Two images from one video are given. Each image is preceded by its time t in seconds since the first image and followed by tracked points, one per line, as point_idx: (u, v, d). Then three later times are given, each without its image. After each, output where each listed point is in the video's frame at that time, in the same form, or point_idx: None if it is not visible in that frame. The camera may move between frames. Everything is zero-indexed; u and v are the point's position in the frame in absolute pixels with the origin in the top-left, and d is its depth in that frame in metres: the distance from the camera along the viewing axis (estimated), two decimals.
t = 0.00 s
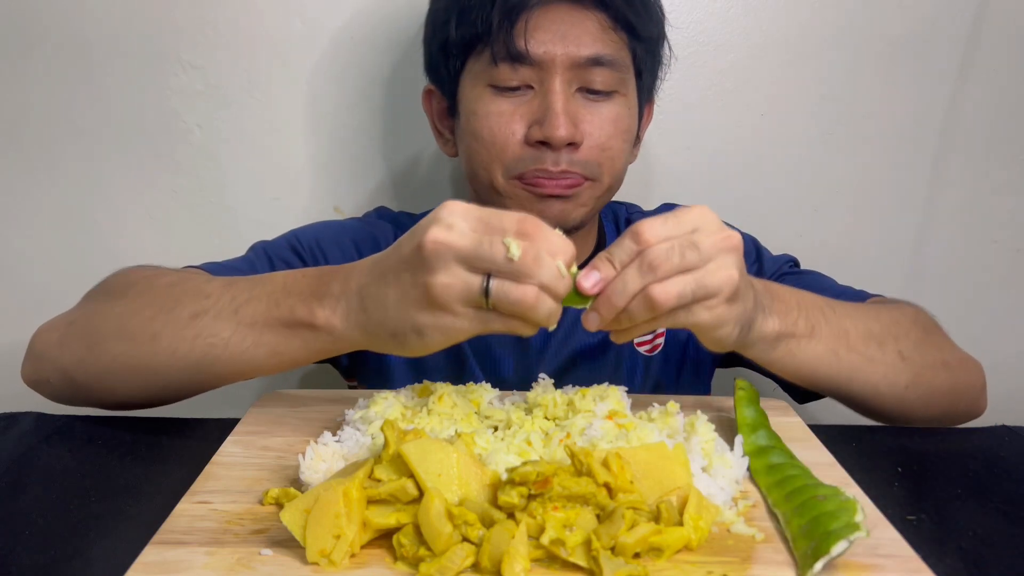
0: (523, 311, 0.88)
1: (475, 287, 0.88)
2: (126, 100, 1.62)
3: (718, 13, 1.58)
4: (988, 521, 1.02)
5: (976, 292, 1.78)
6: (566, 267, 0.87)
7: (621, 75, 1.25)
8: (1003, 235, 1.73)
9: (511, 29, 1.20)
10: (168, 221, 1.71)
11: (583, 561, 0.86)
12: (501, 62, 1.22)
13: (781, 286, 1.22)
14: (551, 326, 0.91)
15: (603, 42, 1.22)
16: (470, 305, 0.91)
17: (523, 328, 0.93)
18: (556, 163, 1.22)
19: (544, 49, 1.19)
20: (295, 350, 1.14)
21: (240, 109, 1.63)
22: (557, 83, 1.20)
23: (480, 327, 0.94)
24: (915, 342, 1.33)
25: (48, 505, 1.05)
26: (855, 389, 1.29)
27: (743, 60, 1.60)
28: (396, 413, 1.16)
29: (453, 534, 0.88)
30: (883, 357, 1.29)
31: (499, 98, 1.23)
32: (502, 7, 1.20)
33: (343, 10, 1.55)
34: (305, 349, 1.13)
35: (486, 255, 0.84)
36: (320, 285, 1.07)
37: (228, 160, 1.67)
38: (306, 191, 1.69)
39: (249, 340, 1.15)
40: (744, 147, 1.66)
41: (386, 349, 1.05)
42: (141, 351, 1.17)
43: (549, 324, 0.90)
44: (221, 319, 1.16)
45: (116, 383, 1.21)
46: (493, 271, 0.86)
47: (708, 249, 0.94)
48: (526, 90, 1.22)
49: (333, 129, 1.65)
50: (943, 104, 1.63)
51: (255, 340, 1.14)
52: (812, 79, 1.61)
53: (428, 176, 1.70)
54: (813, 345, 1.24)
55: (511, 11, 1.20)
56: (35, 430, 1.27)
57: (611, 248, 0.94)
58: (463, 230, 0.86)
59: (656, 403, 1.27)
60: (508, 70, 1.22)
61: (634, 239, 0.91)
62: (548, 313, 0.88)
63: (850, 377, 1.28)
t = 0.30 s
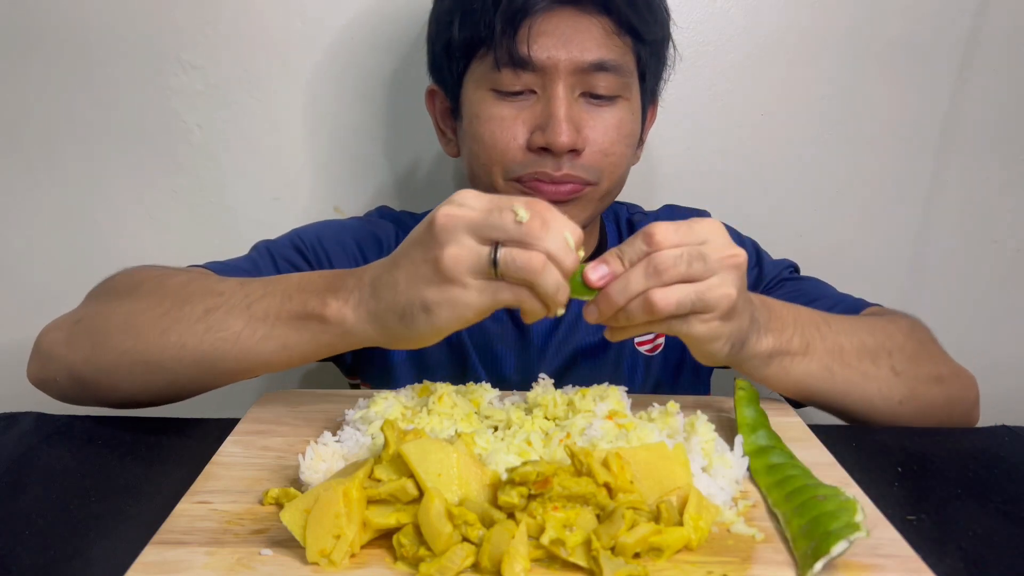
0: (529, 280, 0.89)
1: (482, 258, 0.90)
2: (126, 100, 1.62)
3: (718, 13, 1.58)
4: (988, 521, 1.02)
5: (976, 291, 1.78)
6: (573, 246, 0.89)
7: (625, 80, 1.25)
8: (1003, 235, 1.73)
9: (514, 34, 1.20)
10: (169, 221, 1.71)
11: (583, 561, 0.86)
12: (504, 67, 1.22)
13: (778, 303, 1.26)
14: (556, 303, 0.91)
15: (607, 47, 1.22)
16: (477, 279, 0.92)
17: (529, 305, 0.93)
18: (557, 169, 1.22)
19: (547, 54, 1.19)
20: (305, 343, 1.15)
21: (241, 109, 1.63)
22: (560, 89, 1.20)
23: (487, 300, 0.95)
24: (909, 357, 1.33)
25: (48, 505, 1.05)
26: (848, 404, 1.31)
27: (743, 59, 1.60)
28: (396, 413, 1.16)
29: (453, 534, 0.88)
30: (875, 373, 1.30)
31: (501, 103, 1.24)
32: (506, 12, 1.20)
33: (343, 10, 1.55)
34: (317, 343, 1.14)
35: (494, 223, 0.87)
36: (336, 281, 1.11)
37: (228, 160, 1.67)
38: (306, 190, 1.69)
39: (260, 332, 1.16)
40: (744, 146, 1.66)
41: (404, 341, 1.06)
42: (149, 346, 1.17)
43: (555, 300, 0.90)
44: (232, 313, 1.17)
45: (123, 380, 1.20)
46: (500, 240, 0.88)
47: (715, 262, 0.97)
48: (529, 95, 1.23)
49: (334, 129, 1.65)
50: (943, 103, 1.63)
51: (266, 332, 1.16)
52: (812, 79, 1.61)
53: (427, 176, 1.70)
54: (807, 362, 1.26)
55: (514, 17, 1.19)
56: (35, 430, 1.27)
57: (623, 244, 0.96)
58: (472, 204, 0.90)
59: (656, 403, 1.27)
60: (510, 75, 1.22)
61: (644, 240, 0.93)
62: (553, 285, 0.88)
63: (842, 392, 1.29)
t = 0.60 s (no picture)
0: (534, 251, 0.91)
1: (488, 234, 0.93)
2: (126, 100, 1.62)
3: (719, 13, 1.58)
4: (988, 521, 1.02)
5: (976, 291, 1.78)
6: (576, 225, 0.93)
7: (636, 82, 1.25)
8: (1004, 235, 1.73)
9: (528, 35, 1.20)
10: (168, 221, 1.71)
11: (584, 561, 0.86)
12: (517, 68, 1.22)
13: (771, 312, 1.28)
14: (561, 281, 0.92)
15: (621, 48, 1.23)
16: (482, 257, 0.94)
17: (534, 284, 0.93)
18: (571, 170, 1.23)
19: (561, 55, 1.19)
20: (313, 336, 1.16)
21: (241, 109, 1.63)
22: (573, 89, 1.20)
23: (494, 276, 0.95)
24: (903, 365, 1.34)
25: (48, 505, 1.05)
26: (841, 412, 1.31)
27: (743, 59, 1.60)
28: (396, 413, 1.16)
29: (453, 534, 0.88)
30: (869, 381, 1.31)
31: (514, 104, 1.23)
32: (520, 14, 1.20)
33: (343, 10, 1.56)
34: (326, 337, 1.15)
35: (501, 199, 0.92)
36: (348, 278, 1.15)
37: (228, 160, 1.67)
38: (306, 190, 1.69)
39: (269, 324, 1.17)
40: (745, 146, 1.66)
41: (413, 331, 1.06)
42: (158, 341, 1.17)
43: (560, 275, 0.91)
44: (243, 307, 1.18)
45: (130, 376, 1.20)
46: (506, 214, 0.92)
47: (716, 263, 0.99)
48: (542, 96, 1.23)
49: (334, 129, 1.65)
50: (944, 103, 1.63)
51: (275, 324, 1.17)
52: (812, 79, 1.61)
53: (428, 177, 1.70)
54: (799, 370, 1.27)
55: (528, 17, 1.19)
56: (35, 430, 1.27)
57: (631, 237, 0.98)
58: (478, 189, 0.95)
59: (656, 403, 1.27)
60: (524, 75, 1.22)
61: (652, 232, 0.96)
62: (558, 257, 0.90)
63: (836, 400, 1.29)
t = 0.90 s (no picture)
0: (545, 223, 0.91)
1: (501, 210, 0.94)
2: (126, 100, 1.62)
3: (719, 13, 1.57)
4: (988, 521, 1.02)
5: (976, 292, 1.78)
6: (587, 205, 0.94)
7: (649, 82, 1.26)
8: (1004, 236, 1.73)
9: (546, 30, 1.20)
10: (168, 221, 1.71)
11: (583, 561, 0.86)
12: (534, 61, 1.22)
13: (785, 303, 1.28)
14: (571, 253, 0.91)
15: (636, 48, 1.23)
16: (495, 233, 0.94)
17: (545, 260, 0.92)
18: (583, 166, 1.22)
19: (579, 50, 1.19)
20: (330, 328, 1.16)
21: (241, 109, 1.63)
22: (588, 85, 1.20)
23: (507, 248, 0.94)
24: (908, 366, 1.34)
25: (48, 505, 1.05)
26: (842, 406, 1.32)
27: (743, 59, 1.60)
28: (396, 413, 1.16)
29: (453, 534, 0.88)
30: (872, 378, 1.31)
31: (528, 98, 1.23)
32: (540, 8, 1.20)
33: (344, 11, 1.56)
34: (342, 329, 1.15)
35: (513, 179, 0.95)
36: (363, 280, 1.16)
37: (228, 160, 1.67)
38: (307, 190, 1.70)
39: (287, 315, 1.17)
40: (745, 147, 1.66)
41: (429, 313, 1.04)
42: (175, 334, 1.18)
43: (570, 247, 0.90)
44: (261, 299, 1.19)
45: (142, 370, 1.20)
46: (517, 191, 0.94)
47: (729, 267, 0.99)
48: (557, 91, 1.22)
49: (335, 130, 1.65)
50: (944, 104, 1.63)
51: (293, 315, 1.17)
52: (812, 80, 1.61)
53: (428, 177, 1.70)
54: (802, 363, 1.28)
55: (547, 12, 1.20)
56: (35, 430, 1.27)
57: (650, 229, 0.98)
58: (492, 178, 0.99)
59: (656, 403, 1.27)
60: (540, 69, 1.22)
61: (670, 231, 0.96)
62: (568, 226, 0.89)
63: (838, 393, 1.30)
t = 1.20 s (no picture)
0: (560, 200, 0.95)
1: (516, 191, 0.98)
2: (127, 100, 1.62)
3: (719, 13, 1.57)
4: (988, 521, 1.02)
5: (976, 292, 1.78)
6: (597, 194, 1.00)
7: (658, 85, 1.27)
8: (1004, 237, 1.73)
9: (562, 28, 1.20)
10: (168, 221, 1.71)
11: (583, 561, 0.86)
12: (548, 59, 1.22)
13: (801, 295, 1.25)
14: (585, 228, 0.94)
15: (648, 50, 1.24)
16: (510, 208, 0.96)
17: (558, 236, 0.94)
18: (593, 164, 1.23)
19: (593, 50, 1.19)
20: (337, 310, 1.14)
21: (241, 109, 1.63)
22: (601, 85, 1.21)
23: (520, 221, 0.95)
24: (915, 366, 1.34)
25: (48, 505, 1.05)
26: (843, 402, 1.32)
27: (743, 60, 1.60)
28: (396, 413, 1.16)
29: (453, 534, 0.88)
30: (876, 377, 1.31)
31: (541, 95, 1.23)
32: (557, 6, 1.20)
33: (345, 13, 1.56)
34: (349, 309, 1.14)
35: (529, 167, 1.00)
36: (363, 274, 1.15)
37: (228, 159, 1.67)
38: (307, 190, 1.70)
39: (295, 297, 1.17)
40: (745, 147, 1.66)
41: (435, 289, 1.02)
42: (182, 322, 1.18)
43: (583, 223, 0.94)
44: (269, 285, 1.19)
45: (149, 359, 1.19)
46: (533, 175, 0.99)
47: (734, 291, 1.01)
48: (569, 89, 1.22)
49: (335, 131, 1.65)
50: (944, 105, 1.63)
51: (301, 297, 1.17)
52: (812, 80, 1.61)
53: (428, 178, 1.70)
54: (804, 357, 1.27)
55: (564, 11, 1.20)
56: (35, 430, 1.27)
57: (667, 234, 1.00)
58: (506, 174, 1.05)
59: (656, 403, 1.27)
60: (554, 67, 1.21)
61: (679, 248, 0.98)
62: (582, 202, 0.94)
63: (840, 389, 1.30)
